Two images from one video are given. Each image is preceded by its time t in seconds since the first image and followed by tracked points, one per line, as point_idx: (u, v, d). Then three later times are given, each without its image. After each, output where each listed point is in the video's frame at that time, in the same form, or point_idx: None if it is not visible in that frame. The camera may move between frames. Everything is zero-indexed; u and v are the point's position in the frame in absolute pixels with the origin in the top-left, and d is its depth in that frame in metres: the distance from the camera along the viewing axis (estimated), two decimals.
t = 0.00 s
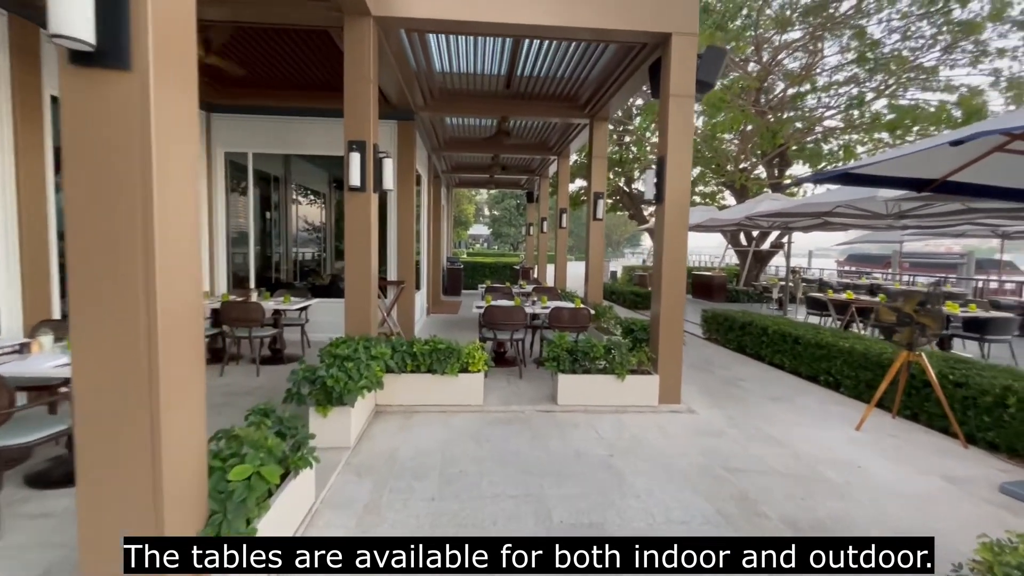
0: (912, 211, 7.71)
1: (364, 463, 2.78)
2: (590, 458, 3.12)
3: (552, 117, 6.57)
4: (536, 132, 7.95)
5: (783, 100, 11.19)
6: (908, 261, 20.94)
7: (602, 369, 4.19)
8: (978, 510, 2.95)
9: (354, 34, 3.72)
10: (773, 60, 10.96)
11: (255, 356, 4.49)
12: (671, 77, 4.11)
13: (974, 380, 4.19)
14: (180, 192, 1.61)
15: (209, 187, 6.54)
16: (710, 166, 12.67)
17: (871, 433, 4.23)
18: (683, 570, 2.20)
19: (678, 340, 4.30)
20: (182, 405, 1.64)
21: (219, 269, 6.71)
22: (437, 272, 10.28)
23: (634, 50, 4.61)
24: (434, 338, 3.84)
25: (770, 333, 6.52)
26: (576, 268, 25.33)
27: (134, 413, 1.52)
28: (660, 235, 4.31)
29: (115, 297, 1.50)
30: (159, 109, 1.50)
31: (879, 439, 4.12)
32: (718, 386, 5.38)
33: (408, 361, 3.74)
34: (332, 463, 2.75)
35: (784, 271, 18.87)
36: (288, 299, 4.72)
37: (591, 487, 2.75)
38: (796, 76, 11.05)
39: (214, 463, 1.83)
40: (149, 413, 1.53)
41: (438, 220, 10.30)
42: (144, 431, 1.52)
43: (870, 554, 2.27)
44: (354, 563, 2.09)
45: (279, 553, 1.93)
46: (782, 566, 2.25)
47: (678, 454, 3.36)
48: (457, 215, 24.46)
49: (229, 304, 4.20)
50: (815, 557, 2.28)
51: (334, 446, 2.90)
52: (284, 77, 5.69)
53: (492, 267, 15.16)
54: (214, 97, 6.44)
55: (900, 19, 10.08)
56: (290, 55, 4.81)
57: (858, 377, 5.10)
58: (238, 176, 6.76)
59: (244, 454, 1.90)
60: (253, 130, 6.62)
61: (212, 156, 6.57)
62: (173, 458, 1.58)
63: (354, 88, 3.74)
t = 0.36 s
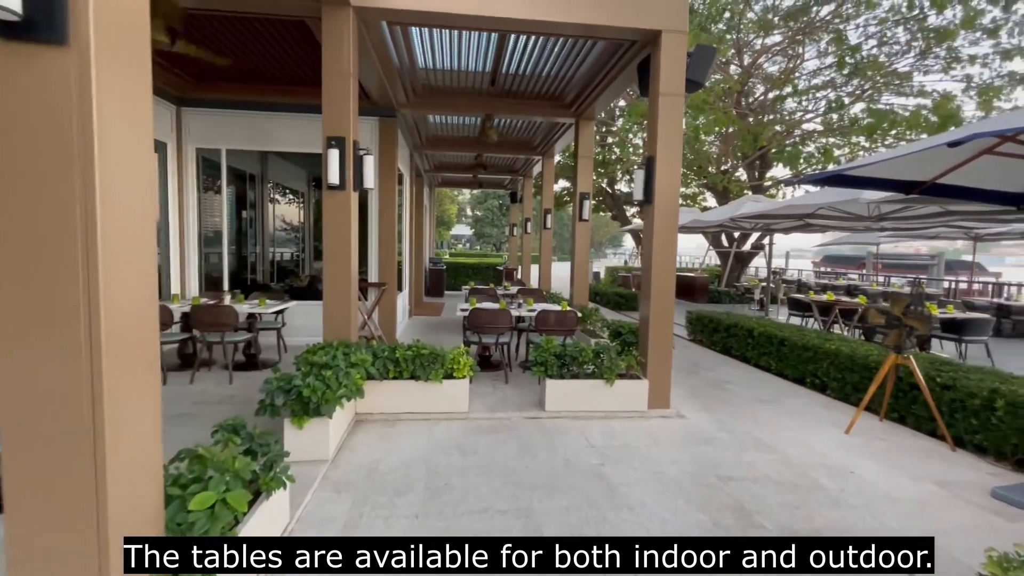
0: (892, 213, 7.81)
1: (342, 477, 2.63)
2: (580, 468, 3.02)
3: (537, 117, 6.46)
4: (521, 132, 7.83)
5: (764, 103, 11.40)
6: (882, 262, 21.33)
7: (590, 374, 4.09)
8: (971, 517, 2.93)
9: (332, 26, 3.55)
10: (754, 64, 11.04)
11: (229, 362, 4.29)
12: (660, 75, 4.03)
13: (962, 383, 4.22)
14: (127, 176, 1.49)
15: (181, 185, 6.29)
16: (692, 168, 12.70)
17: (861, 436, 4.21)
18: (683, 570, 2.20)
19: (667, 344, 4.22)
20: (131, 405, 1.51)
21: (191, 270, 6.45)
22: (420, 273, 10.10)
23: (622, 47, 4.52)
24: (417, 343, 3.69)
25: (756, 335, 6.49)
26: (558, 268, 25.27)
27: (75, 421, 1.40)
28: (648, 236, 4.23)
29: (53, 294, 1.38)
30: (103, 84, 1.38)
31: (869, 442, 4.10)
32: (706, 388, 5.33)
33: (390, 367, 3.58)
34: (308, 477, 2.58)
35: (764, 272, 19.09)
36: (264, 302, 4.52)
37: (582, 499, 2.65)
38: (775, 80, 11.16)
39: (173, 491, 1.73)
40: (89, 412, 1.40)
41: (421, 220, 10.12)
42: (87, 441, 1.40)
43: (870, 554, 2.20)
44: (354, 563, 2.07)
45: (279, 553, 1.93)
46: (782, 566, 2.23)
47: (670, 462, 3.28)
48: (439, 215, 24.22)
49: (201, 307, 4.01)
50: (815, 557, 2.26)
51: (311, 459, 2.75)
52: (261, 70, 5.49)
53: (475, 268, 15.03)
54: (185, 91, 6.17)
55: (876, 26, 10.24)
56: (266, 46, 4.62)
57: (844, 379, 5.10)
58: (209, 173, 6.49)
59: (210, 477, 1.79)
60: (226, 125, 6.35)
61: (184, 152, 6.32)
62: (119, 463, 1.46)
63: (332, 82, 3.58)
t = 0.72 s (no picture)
0: (857, 212, 7.99)
1: (310, 489, 2.49)
2: (560, 472, 2.95)
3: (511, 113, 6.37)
4: (496, 129, 7.72)
5: (734, 104, 11.64)
6: (846, 259, 21.96)
7: (568, 374, 4.03)
8: (943, 513, 2.98)
9: (298, 11, 3.37)
10: (723, 65, 11.22)
11: (189, 368, 4.06)
12: (637, 71, 3.98)
13: (929, 377, 4.30)
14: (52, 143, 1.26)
15: (137, 180, 6.01)
16: (664, 167, 12.82)
17: (835, 431, 4.26)
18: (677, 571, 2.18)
19: (645, 344, 4.19)
20: (58, 417, 1.28)
21: (149, 270, 6.16)
22: (393, 272, 9.90)
23: (599, 42, 4.46)
24: (390, 345, 3.55)
25: (730, 332, 6.53)
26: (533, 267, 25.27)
27: None
28: (626, 234, 4.19)
29: None
30: (14, 32, 1.14)
31: (842, 437, 4.14)
32: (682, 386, 5.33)
33: (361, 371, 3.44)
34: (274, 491, 2.43)
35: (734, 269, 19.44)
36: (228, 304, 4.30)
37: (562, 504, 2.57)
38: (743, 81, 11.39)
39: (112, 520, 1.49)
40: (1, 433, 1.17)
41: (394, 218, 9.93)
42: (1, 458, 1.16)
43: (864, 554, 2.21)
44: None
45: None
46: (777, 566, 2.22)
47: (650, 463, 3.23)
48: (413, 213, 23.96)
49: (158, 311, 3.78)
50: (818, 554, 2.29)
51: (277, 471, 2.61)
52: (222, 59, 5.24)
53: (450, 267, 14.88)
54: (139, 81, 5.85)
55: (840, 30, 10.51)
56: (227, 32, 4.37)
57: (817, 375, 5.16)
58: (168, 169, 6.20)
59: (157, 501, 1.58)
60: (187, 119, 6.08)
61: (140, 146, 6.01)
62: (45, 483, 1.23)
63: (298, 72, 3.41)
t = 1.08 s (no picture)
0: (817, 211, 8.17)
1: (259, 507, 2.31)
2: (528, 479, 2.85)
3: (478, 109, 6.23)
4: (462, 124, 7.56)
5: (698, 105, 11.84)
6: (803, 258, 22.66)
7: (537, 375, 3.93)
8: (906, 508, 3.01)
9: None
10: (688, 66, 11.37)
11: (130, 376, 3.76)
12: (605, 66, 3.91)
13: (889, 373, 4.37)
14: None
15: (73, 171, 5.62)
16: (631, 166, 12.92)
17: (799, 428, 4.30)
18: None
19: (615, 343, 4.13)
20: None
21: (86, 269, 5.77)
22: (357, 271, 9.61)
23: (566, 35, 4.38)
24: (349, 349, 3.37)
25: (697, 330, 6.57)
26: (501, 266, 25.16)
27: None
28: (594, 232, 4.12)
29: None
30: None
31: (807, 433, 4.18)
32: (651, 385, 5.30)
33: (318, 377, 3.25)
34: (218, 511, 2.24)
35: (698, 267, 19.80)
36: (174, 306, 4.01)
37: (530, 514, 2.47)
38: (707, 83, 11.58)
39: (1, 566, 1.28)
40: None
41: (358, 215, 9.64)
42: None
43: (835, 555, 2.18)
44: None
45: None
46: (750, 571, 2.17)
47: (620, 468, 3.16)
48: (378, 210, 23.52)
49: (95, 313, 3.50)
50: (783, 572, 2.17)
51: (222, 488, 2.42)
52: (168, 43, 4.92)
53: (417, 265, 14.63)
54: (75, 65, 5.48)
55: (798, 34, 10.75)
56: (171, 13, 4.09)
57: (781, 372, 5.21)
58: (108, 160, 5.84)
59: (63, 538, 1.38)
60: (130, 107, 5.73)
61: (76, 136, 5.61)
62: None
63: (247, 57, 3.20)
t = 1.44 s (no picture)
0: (774, 209, 8.35)
1: (191, 530, 2.10)
2: (490, 488, 2.73)
3: (439, 101, 6.05)
4: (423, 117, 7.35)
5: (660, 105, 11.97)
6: (759, 255, 23.34)
7: (500, 377, 3.80)
8: (866, 505, 3.04)
9: None
10: (650, 65, 11.46)
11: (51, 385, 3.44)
12: (569, 58, 3.81)
13: (845, 368, 4.44)
14: None
15: None
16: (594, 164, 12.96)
17: (761, 425, 4.32)
18: None
19: (579, 343, 4.04)
20: None
21: (7, 268, 5.28)
22: (315, 269, 9.26)
23: (529, 25, 4.27)
24: (298, 353, 3.16)
25: (660, 327, 6.57)
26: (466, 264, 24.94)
27: None
28: (558, 229, 4.02)
29: None
30: None
31: (768, 430, 4.21)
32: (615, 384, 5.26)
33: (263, 384, 3.03)
34: (143, 539, 2.02)
35: (660, 265, 20.11)
36: (104, 307, 3.69)
37: (492, 527, 2.35)
38: (668, 83, 11.72)
39: None
40: None
41: (315, 211, 9.29)
42: None
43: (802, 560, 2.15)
44: None
45: None
46: None
47: (586, 473, 3.08)
48: (339, 207, 22.91)
49: (8, 317, 3.20)
50: None
51: (148, 511, 2.20)
52: (99, 20, 4.55)
53: (379, 263, 14.28)
54: None
55: (755, 38, 10.99)
56: None
57: (743, 369, 5.24)
58: (31, 146, 5.35)
59: None
60: (58, 91, 5.30)
61: None
62: None
63: (181, 35, 2.94)
